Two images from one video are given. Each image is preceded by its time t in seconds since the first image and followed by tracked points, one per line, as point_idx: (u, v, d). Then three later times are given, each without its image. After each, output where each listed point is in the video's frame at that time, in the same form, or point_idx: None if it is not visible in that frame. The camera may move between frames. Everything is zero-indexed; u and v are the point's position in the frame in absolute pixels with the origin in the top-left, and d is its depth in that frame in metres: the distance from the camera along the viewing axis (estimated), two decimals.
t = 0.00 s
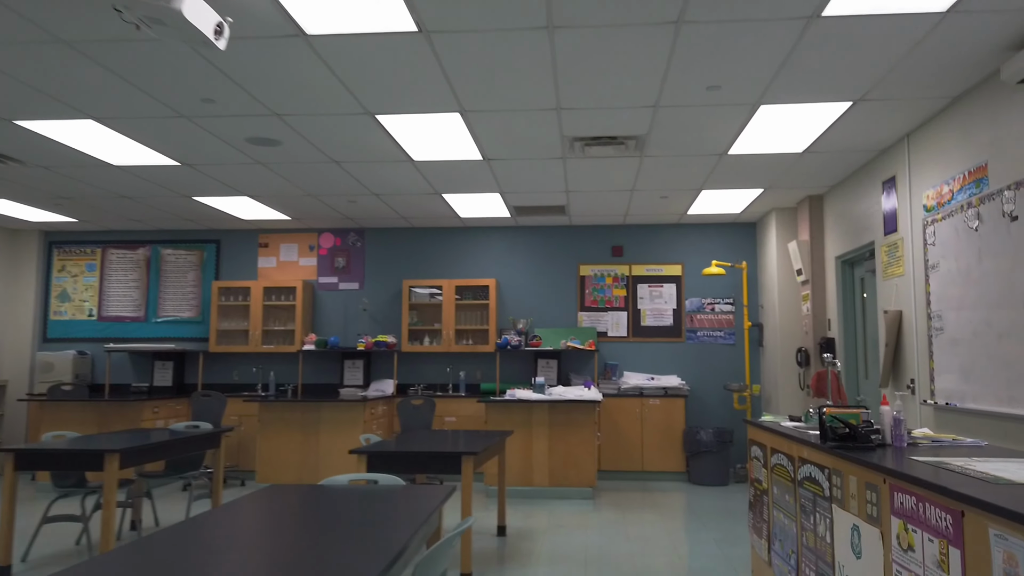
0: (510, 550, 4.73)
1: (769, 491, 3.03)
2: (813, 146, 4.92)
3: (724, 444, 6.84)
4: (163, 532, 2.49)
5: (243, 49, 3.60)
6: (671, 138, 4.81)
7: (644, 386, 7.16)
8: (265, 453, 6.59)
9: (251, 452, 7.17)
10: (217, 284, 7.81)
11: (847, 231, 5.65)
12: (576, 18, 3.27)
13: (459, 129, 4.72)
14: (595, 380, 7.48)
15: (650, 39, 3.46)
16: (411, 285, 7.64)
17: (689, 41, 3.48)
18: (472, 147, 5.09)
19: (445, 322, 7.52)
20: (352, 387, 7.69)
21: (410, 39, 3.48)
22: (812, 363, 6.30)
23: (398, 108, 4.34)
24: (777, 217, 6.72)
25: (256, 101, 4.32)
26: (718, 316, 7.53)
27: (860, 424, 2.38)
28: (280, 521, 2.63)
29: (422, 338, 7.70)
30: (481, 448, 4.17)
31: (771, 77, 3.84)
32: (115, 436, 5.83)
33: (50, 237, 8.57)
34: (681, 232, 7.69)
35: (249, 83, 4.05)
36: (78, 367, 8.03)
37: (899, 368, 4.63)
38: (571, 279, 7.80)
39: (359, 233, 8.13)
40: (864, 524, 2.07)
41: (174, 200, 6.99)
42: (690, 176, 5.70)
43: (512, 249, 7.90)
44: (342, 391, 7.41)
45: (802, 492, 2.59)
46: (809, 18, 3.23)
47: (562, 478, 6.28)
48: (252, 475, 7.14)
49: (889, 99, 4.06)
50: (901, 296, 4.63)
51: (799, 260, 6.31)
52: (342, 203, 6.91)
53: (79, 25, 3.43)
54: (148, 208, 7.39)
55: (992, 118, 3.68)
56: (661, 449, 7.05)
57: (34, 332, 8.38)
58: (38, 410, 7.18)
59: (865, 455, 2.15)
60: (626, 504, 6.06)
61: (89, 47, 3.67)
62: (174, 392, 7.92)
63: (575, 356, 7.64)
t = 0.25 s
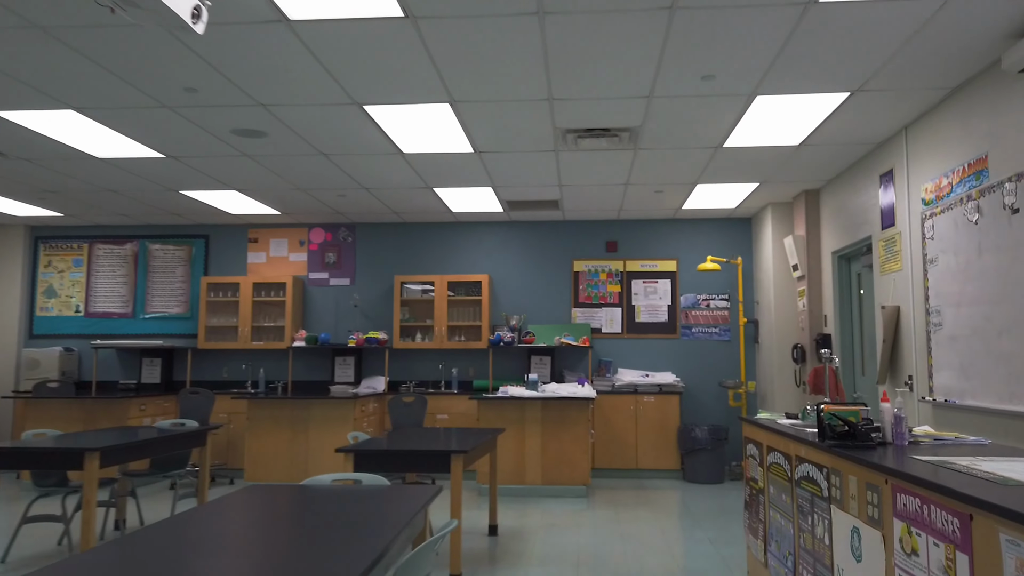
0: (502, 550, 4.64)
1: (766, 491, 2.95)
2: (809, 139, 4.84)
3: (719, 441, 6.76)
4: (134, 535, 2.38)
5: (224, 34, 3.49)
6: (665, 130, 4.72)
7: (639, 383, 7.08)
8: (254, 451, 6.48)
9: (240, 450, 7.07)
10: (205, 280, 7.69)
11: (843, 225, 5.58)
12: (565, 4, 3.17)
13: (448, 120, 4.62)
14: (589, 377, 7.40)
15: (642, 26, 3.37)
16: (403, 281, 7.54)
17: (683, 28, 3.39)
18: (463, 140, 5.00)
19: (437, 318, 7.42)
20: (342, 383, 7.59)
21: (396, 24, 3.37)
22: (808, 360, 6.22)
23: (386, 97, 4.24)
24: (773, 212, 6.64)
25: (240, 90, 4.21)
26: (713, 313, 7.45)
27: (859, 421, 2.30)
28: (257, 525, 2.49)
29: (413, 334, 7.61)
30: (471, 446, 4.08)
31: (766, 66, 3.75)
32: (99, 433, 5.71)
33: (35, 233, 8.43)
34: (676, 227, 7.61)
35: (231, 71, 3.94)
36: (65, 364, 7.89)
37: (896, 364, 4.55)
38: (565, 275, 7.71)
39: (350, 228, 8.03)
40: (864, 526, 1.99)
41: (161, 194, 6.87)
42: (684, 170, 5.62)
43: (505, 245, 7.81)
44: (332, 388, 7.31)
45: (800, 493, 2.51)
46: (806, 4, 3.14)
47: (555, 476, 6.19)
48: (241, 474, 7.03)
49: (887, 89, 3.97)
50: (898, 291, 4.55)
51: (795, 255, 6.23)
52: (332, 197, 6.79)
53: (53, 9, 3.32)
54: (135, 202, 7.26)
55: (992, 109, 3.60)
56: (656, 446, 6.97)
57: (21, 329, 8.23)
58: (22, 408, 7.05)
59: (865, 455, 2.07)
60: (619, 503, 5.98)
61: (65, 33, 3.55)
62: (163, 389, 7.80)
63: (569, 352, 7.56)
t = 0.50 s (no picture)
0: (494, 551, 4.55)
1: (764, 494, 2.87)
2: (809, 133, 4.75)
3: (716, 440, 6.68)
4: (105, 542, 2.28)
5: (206, 22, 3.38)
6: (662, 123, 4.62)
7: (635, 381, 6.99)
8: (244, 450, 6.38)
9: (231, 449, 6.97)
10: (195, 277, 7.57)
11: (843, 221, 5.49)
12: None
13: (440, 113, 4.52)
14: (584, 374, 7.31)
15: (637, 15, 3.27)
16: (396, 277, 7.44)
17: (679, 17, 3.28)
18: (456, 133, 4.89)
19: (431, 315, 7.33)
20: (335, 381, 7.49)
21: (383, 13, 3.27)
22: (806, 358, 6.14)
23: (376, 89, 4.14)
24: (771, 207, 6.55)
25: (225, 82, 4.10)
26: (710, 309, 7.37)
27: (862, 424, 2.21)
28: (239, 531, 2.38)
29: (407, 331, 7.51)
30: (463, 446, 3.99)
31: (765, 57, 3.65)
32: (86, 433, 5.61)
33: (23, 228, 8.30)
34: (672, 223, 7.52)
35: (216, 62, 3.83)
36: (54, 362, 7.77)
37: (896, 363, 4.47)
38: (560, 271, 7.62)
39: (343, 224, 7.92)
40: (868, 536, 1.90)
41: (149, 189, 6.75)
42: (681, 164, 5.52)
43: (500, 241, 7.71)
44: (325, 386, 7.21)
45: (800, 498, 2.42)
46: None
47: (550, 475, 6.11)
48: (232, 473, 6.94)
49: (888, 82, 3.88)
50: (899, 288, 4.46)
51: (793, 251, 6.15)
52: (323, 192, 6.68)
53: None
54: (124, 198, 7.14)
55: (996, 101, 3.51)
56: (652, 445, 6.89)
57: (9, 326, 8.11)
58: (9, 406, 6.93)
59: (869, 460, 1.98)
60: (615, 502, 5.90)
61: (41, 22, 3.44)
62: (153, 387, 7.69)
63: (564, 350, 7.47)
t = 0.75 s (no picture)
0: (488, 554, 4.47)
1: (763, 498, 2.78)
2: (808, 127, 4.65)
3: (714, 439, 6.60)
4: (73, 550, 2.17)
5: (187, 10, 3.27)
6: (659, 117, 4.53)
7: (632, 379, 6.91)
8: (235, 449, 6.28)
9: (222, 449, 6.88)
10: (186, 273, 7.46)
11: (842, 217, 5.40)
12: None
13: (431, 106, 4.42)
14: (580, 372, 7.22)
15: (633, 5, 3.17)
16: (390, 274, 7.34)
17: (676, 8, 3.18)
18: (448, 127, 4.79)
19: (425, 313, 7.23)
20: (328, 380, 7.40)
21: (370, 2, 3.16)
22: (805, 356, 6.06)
23: (366, 82, 4.03)
24: (770, 203, 6.46)
25: (211, 74, 3.99)
26: (707, 307, 7.28)
27: (865, 428, 2.11)
28: (216, 539, 2.26)
29: (401, 329, 7.41)
30: (455, 447, 3.89)
31: (764, 49, 3.56)
32: (72, 433, 5.50)
33: (12, 224, 8.17)
34: (669, 219, 7.42)
35: (200, 53, 3.72)
36: (43, 360, 7.66)
37: (897, 361, 4.38)
38: (556, 268, 7.53)
39: (336, 220, 7.82)
40: (873, 546, 1.82)
41: (138, 185, 6.64)
42: (678, 159, 5.43)
43: (495, 237, 7.61)
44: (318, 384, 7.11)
45: (800, 503, 2.34)
46: None
47: (546, 475, 6.02)
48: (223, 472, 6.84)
49: (890, 74, 3.78)
50: (900, 285, 4.36)
51: (792, 247, 6.06)
52: (315, 188, 6.58)
53: None
54: (112, 193, 7.02)
55: (1001, 94, 3.42)
56: (649, 443, 6.81)
57: None
58: None
59: (874, 467, 1.89)
60: (611, 503, 5.82)
61: (18, 11, 3.32)
62: (144, 385, 7.58)
63: (560, 348, 7.38)
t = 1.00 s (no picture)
0: (480, 553, 4.35)
1: (763, 498, 2.66)
2: (809, 116, 4.53)
3: (711, 435, 6.49)
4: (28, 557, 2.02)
5: None
6: (656, 105, 4.40)
7: (628, 374, 6.79)
8: (222, 447, 6.14)
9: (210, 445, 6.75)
10: (174, 267, 7.32)
11: (843, 209, 5.28)
12: None
13: (420, 92, 4.28)
14: (576, 368, 7.11)
15: None
16: (382, 268, 7.21)
17: None
18: (439, 115, 4.66)
19: (417, 307, 7.10)
20: (319, 375, 7.27)
21: None
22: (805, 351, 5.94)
23: (352, 67, 3.89)
24: (768, 195, 6.34)
25: (191, 58, 3.84)
26: (705, 301, 7.16)
27: (873, 425, 2.02)
28: (186, 545, 2.11)
29: (393, 324, 7.28)
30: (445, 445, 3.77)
31: (764, 33, 3.43)
32: (53, 429, 5.35)
33: None
34: (666, 212, 7.30)
35: (179, 36, 3.58)
36: (28, 355, 7.51)
37: (899, 356, 4.26)
38: (551, 262, 7.40)
39: (327, 213, 7.67)
40: (884, 553, 1.70)
41: (123, 176, 6.49)
42: (676, 150, 5.30)
43: (489, 231, 7.48)
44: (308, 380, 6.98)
45: (803, 504, 2.22)
46: None
47: (540, 472, 5.90)
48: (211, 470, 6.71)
49: (894, 59, 3.66)
50: (903, 278, 4.24)
51: (791, 240, 5.94)
52: (305, 180, 6.43)
53: None
54: (98, 185, 6.87)
55: (1010, 80, 3.30)
56: (645, 440, 6.70)
57: None
58: None
59: (885, 468, 1.77)
60: (607, 500, 5.70)
61: None
62: (131, 381, 7.44)
63: (555, 343, 7.26)
